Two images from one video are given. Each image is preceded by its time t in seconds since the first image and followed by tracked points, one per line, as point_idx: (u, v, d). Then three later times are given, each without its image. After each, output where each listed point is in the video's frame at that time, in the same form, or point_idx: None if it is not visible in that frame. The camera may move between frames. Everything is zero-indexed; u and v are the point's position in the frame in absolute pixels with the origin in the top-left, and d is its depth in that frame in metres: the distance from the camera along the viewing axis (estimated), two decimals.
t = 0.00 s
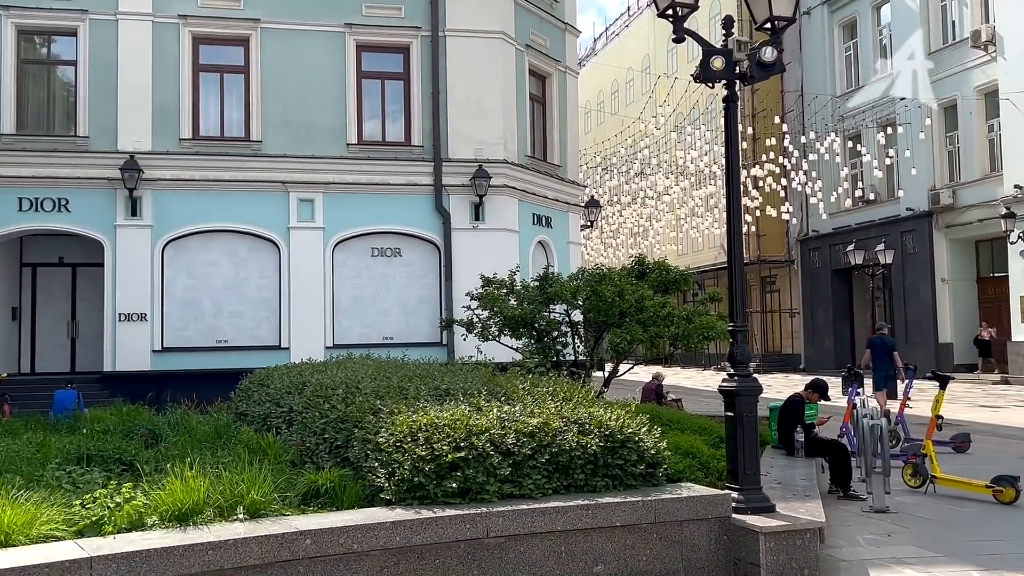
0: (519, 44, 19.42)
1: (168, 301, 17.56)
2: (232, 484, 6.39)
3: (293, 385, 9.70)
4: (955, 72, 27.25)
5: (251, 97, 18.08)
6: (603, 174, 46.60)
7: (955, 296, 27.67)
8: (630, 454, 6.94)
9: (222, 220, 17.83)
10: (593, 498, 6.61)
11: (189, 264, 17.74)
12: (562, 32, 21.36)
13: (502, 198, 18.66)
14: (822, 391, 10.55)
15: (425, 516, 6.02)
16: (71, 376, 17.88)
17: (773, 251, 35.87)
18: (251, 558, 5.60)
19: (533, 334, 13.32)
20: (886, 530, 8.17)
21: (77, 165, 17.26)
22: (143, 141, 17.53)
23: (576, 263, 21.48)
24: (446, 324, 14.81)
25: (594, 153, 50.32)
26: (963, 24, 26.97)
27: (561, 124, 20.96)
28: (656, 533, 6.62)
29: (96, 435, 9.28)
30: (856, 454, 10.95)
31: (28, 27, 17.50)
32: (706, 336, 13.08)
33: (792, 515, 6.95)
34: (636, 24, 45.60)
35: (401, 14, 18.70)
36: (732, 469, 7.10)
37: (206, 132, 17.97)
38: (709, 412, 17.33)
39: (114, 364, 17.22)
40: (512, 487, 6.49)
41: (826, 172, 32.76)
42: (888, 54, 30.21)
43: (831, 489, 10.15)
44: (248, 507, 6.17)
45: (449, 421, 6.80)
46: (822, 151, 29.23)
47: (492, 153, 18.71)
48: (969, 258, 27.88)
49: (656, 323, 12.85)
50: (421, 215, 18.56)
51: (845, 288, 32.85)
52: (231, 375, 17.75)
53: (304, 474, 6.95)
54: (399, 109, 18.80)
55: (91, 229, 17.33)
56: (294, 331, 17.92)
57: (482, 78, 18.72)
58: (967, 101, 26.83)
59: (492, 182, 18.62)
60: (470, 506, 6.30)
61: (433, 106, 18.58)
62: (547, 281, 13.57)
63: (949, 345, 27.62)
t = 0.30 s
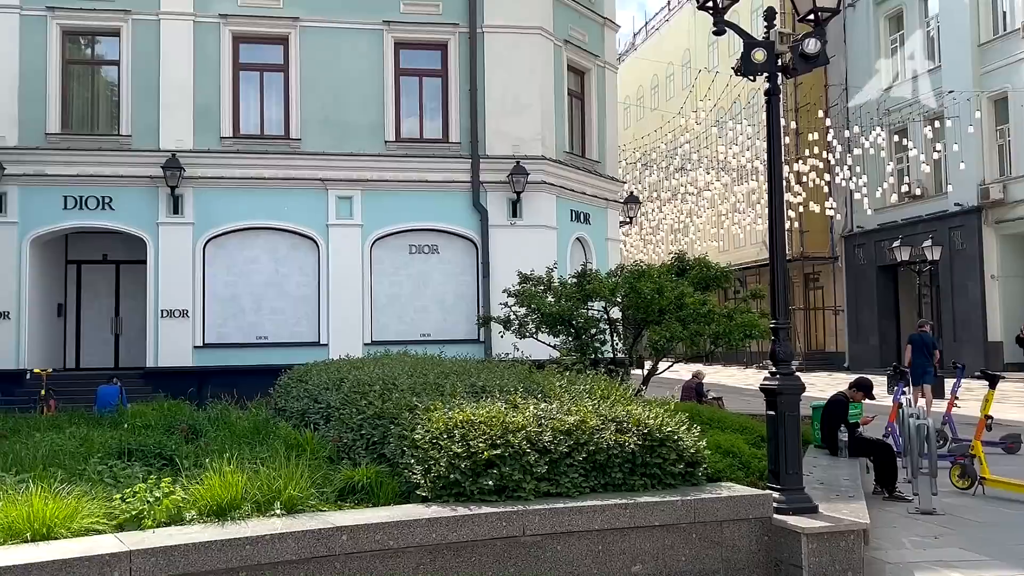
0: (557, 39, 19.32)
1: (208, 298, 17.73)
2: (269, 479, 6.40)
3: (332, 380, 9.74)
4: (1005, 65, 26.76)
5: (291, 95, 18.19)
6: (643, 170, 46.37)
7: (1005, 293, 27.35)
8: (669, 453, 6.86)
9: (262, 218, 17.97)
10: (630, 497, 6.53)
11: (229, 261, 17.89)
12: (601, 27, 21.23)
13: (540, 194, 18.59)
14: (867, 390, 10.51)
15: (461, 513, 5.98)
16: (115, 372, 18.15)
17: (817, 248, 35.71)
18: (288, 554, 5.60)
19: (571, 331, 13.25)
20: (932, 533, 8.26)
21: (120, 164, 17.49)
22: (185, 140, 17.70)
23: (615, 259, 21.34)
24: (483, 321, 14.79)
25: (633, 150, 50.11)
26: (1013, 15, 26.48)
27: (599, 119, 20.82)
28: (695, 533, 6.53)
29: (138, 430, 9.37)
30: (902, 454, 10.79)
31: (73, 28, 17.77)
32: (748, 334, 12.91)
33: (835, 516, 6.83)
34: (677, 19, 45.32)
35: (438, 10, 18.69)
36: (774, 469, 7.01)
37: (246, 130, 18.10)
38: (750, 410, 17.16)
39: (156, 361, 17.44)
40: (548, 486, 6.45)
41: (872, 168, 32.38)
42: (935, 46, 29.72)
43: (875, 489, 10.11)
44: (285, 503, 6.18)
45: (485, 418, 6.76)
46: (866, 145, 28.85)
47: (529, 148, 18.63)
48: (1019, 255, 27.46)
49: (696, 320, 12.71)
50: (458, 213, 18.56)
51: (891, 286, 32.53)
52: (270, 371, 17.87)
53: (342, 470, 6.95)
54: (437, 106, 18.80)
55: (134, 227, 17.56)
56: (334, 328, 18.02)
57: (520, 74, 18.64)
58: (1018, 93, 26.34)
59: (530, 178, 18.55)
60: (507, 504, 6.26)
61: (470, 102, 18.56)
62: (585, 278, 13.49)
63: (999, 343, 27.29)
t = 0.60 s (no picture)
0: (582, 34, 19.24)
1: (233, 294, 17.82)
2: (291, 474, 6.39)
3: (355, 376, 9.74)
4: None
5: (315, 92, 18.23)
6: (668, 166, 46.19)
7: None
8: (694, 451, 6.79)
9: (287, 214, 18.04)
10: (654, 494, 6.47)
11: (254, 257, 17.97)
12: (627, 22, 21.12)
13: (564, 190, 18.53)
14: (895, 389, 10.44)
15: (483, 510, 5.94)
16: (141, 367, 18.29)
17: (844, 244, 35.45)
18: (310, 549, 5.59)
19: (595, 327, 13.20)
20: (962, 534, 8.28)
21: (147, 160, 17.62)
22: (210, 136, 17.80)
23: (640, 256, 21.24)
24: (508, 317, 14.81)
25: (658, 145, 49.96)
26: None
27: (624, 115, 20.72)
28: (719, 532, 6.46)
29: (163, 424, 9.42)
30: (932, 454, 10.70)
31: (100, 26, 17.92)
32: (774, 331, 12.79)
33: (862, 516, 6.74)
34: (703, 13, 45.14)
35: (463, 6, 18.68)
36: (801, 467, 6.93)
37: (271, 127, 18.16)
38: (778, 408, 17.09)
39: (182, 356, 17.56)
40: (571, 483, 6.40)
41: (901, 163, 32.13)
42: (967, 40, 29.42)
43: (904, 489, 10.01)
44: (307, 498, 6.17)
45: (507, 414, 6.72)
46: (896, 140, 28.65)
47: (553, 144, 18.56)
48: None
49: (721, 317, 12.61)
50: (482, 209, 18.54)
51: (920, 283, 32.23)
52: (295, 367, 17.93)
53: (364, 465, 6.94)
54: (461, 102, 18.78)
55: (160, 223, 17.68)
56: (357, 324, 18.06)
57: (544, 70, 18.58)
58: None
59: (554, 174, 18.50)
60: (529, 500, 6.22)
61: (494, 98, 18.52)
62: (609, 274, 13.43)
63: None
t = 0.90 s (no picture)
0: (592, 30, 19.15)
1: (242, 290, 17.80)
2: (299, 470, 6.35)
3: (363, 372, 9.69)
4: None
5: (325, 88, 18.18)
6: (678, 162, 46.08)
7: None
8: (705, 449, 6.72)
9: (296, 210, 18.01)
10: (665, 493, 6.41)
11: (263, 253, 17.94)
12: (637, 18, 21.01)
13: (574, 186, 18.46)
14: (908, 387, 10.40)
15: (492, 507, 5.88)
16: (150, 362, 18.30)
17: (855, 241, 35.30)
18: (317, 545, 5.54)
19: (605, 324, 13.14)
20: (977, 534, 8.18)
21: (156, 156, 17.61)
22: (220, 132, 17.78)
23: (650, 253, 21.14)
24: (517, 313, 14.75)
25: (669, 141, 49.86)
26: None
27: (634, 111, 20.63)
28: (731, 531, 6.39)
29: (171, 420, 9.39)
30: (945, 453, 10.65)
31: (110, 21, 17.91)
32: (785, 328, 12.70)
33: (876, 515, 6.67)
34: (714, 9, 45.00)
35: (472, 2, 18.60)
36: (813, 466, 6.86)
37: (280, 123, 18.14)
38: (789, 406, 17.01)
39: (191, 352, 17.55)
40: (581, 480, 6.34)
41: (913, 160, 31.96)
42: (981, 36, 29.21)
43: (917, 488, 9.94)
44: (315, 494, 6.11)
45: (516, 411, 6.67)
46: (908, 137, 28.49)
47: (563, 140, 18.49)
48: None
49: (732, 314, 12.52)
50: (491, 206, 18.48)
51: (932, 280, 32.08)
52: (303, 364, 17.90)
53: (372, 462, 6.89)
54: (470, 98, 18.71)
55: (169, 219, 17.68)
56: (366, 321, 18.02)
57: (554, 66, 18.50)
58: None
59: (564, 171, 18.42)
60: (538, 498, 6.17)
61: (504, 95, 18.45)
62: (620, 271, 13.36)
63: None
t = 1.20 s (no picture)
0: (591, 24, 19.05)
1: (239, 285, 17.69)
2: (300, 465, 6.26)
3: (363, 366, 9.60)
4: None
5: (322, 82, 18.06)
6: (676, 159, 46.07)
7: None
8: (710, 444, 6.65)
9: (293, 205, 17.90)
10: (670, 488, 6.33)
11: (260, 248, 17.83)
12: (636, 13, 20.92)
13: (573, 181, 18.38)
14: (912, 382, 10.40)
15: (496, 503, 5.80)
16: (146, 358, 18.19)
17: (853, 238, 35.33)
18: (319, 541, 5.45)
19: (604, 319, 13.07)
20: (982, 530, 8.13)
21: (152, 150, 17.49)
22: (216, 126, 17.66)
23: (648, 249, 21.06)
24: (515, 308, 14.67)
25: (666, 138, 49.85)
26: None
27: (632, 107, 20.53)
28: (737, 527, 6.31)
29: (168, 414, 9.29)
30: (947, 449, 10.62)
31: (106, 15, 17.77)
32: (786, 325, 12.62)
33: (883, 511, 6.61)
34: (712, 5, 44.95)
35: None
36: (819, 462, 6.79)
37: (277, 117, 18.01)
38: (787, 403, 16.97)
39: (187, 347, 17.44)
40: (585, 476, 6.26)
41: (911, 156, 31.94)
42: (979, 33, 29.19)
43: (919, 484, 9.89)
44: (317, 489, 6.02)
45: (519, 405, 6.59)
46: (907, 133, 28.47)
47: (562, 136, 18.40)
48: None
49: (732, 309, 12.44)
50: (490, 201, 18.38)
51: (929, 277, 32.08)
52: (301, 359, 17.81)
53: (373, 457, 6.80)
54: (468, 93, 18.61)
55: (165, 214, 17.56)
56: (363, 316, 17.92)
57: (553, 60, 18.40)
58: None
59: (562, 166, 18.34)
60: (542, 493, 6.08)
61: (502, 89, 18.36)
62: (619, 266, 13.29)
63: None
